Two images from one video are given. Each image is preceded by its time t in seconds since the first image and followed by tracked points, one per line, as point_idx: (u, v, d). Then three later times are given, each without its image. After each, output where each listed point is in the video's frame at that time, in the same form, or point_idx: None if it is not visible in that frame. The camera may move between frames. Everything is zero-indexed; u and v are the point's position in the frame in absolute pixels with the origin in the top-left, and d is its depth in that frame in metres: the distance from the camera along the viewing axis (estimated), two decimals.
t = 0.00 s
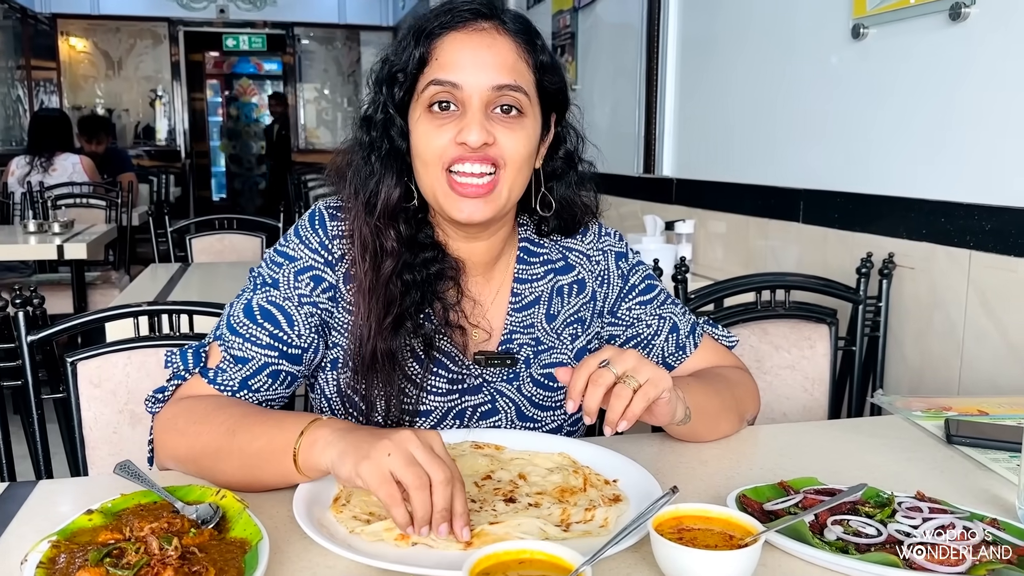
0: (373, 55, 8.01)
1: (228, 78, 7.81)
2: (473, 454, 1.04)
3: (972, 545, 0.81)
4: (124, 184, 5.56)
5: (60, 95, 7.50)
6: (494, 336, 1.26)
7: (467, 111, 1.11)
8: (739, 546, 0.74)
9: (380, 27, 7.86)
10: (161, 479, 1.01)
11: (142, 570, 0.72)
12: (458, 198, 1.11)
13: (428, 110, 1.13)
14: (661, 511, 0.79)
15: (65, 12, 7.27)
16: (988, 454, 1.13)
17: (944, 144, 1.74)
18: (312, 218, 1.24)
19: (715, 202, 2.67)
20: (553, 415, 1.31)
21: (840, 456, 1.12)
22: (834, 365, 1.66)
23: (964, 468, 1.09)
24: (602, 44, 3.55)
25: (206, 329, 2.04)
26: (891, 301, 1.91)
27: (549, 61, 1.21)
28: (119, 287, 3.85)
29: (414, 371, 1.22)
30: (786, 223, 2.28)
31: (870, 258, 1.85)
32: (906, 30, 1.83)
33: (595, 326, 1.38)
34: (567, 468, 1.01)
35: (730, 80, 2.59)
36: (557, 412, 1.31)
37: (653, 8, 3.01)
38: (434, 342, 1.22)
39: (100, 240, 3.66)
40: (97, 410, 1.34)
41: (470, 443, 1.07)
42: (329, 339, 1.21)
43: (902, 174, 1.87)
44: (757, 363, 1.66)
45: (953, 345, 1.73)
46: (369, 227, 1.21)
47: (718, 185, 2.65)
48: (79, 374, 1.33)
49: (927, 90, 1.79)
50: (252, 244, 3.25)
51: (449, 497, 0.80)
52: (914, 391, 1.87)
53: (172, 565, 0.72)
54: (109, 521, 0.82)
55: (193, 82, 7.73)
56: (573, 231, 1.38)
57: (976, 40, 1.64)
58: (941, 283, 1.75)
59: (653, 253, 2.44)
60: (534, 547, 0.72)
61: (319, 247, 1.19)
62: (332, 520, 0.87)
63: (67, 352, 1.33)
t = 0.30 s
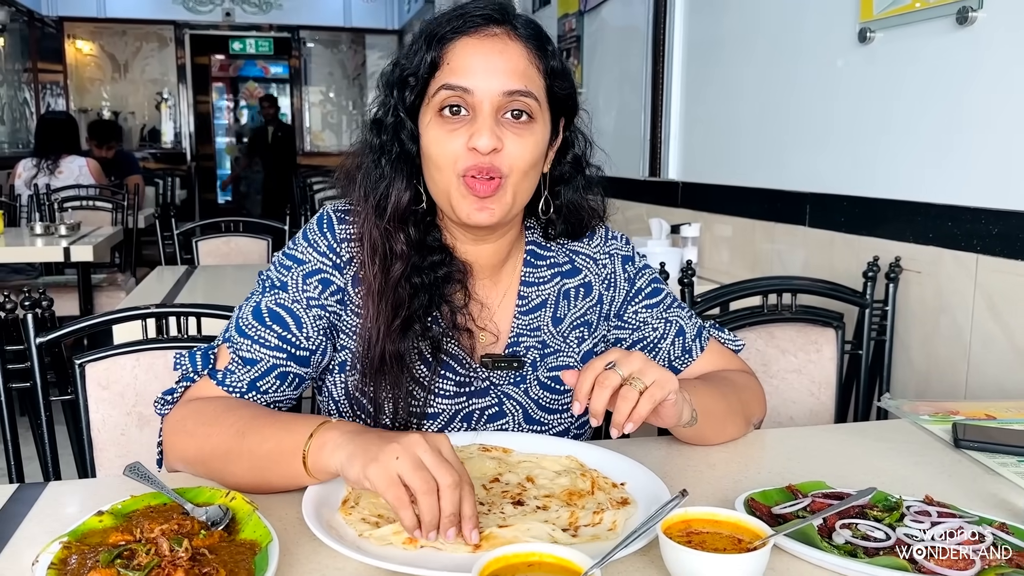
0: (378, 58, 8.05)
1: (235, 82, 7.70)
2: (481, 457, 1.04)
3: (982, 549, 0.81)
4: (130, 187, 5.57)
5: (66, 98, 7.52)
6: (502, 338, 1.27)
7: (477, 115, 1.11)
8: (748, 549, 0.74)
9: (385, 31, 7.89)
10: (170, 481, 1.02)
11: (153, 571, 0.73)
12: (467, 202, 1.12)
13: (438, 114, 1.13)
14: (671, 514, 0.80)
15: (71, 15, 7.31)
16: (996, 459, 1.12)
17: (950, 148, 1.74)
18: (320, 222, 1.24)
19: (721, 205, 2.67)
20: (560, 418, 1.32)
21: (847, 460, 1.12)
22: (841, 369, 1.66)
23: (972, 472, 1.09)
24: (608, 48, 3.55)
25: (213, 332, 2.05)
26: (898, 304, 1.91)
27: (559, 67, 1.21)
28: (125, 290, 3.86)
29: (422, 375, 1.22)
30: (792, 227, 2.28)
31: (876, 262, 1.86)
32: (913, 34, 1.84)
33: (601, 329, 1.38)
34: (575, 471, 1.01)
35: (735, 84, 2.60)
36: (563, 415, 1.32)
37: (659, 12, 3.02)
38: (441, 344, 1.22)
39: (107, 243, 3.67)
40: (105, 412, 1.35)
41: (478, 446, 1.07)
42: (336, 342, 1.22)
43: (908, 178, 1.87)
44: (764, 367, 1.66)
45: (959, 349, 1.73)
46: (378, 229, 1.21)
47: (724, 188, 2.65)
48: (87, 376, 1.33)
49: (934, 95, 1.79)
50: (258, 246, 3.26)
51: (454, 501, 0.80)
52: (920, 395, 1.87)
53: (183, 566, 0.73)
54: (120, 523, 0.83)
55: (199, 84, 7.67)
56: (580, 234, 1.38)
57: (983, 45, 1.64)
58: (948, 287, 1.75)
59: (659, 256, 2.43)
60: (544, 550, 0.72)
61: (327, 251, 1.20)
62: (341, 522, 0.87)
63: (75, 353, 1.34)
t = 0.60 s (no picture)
0: (384, 60, 8.04)
1: (240, 84, 7.86)
2: (487, 459, 1.04)
3: (989, 553, 0.80)
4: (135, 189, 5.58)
5: (72, 100, 7.55)
6: (508, 345, 1.27)
7: (483, 112, 1.12)
8: (755, 553, 0.74)
9: (390, 33, 7.88)
10: (177, 482, 1.02)
11: (162, 572, 0.73)
12: (472, 200, 1.11)
13: (445, 111, 1.14)
14: (677, 517, 0.80)
15: (78, 18, 7.33)
16: (1003, 462, 1.12)
17: (955, 150, 1.74)
18: (323, 232, 1.24)
19: (726, 208, 2.67)
20: (567, 422, 1.32)
21: (853, 463, 1.12)
22: (846, 372, 1.66)
23: (979, 476, 1.08)
24: (613, 51, 3.55)
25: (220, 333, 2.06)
26: (903, 308, 1.91)
27: (565, 69, 1.22)
28: (130, 292, 3.87)
29: (428, 383, 1.23)
30: (798, 230, 2.28)
31: (882, 266, 1.85)
32: (919, 38, 1.83)
33: (608, 333, 1.38)
34: (581, 473, 1.00)
35: (739, 86, 2.61)
36: (571, 419, 1.32)
37: (664, 15, 3.02)
38: (447, 351, 1.22)
39: (112, 245, 3.68)
40: (112, 414, 1.35)
41: (484, 448, 1.07)
42: (339, 351, 1.22)
43: (913, 181, 1.87)
44: (769, 370, 1.66)
45: (965, 353, 1.72)
46: (381, 237, 1.21)
47: (729, 191, 2.65)
48: (94, 378, 1.34)
49: (940, 99, 1.79)
50: (263, 248, 3.26)
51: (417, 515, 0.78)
52: (926, 399, 1.87)
53: (190, 568, 0.73)
54: (127, 524, 0.83)
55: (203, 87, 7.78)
56: (587, 238, 1.38)
57: (989, 48, 1.64)
58: (953, 290, 1.74)
59: (664, 259, 2.43)
60: (550, 553, 0.72)
61: (329, 263, 1.20)
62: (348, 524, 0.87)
63: (82, 355, 1.35)
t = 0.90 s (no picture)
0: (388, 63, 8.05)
1: (246, 86, 7.92)
2: (492, 461, 1.04)
3: (994, 556, 0.80)
4: (140, 191, 5.59)
5: (77, 102, 7.56)
6: (510, 346, 1.27)
7: (483, 121, 1.12)
8: (760, 554, 0.74)
9: (395, 35, 7.84)
10: (183, 483, 1.02)
11: (169, 572, 0.73)
12: (467, 208, 1.12)
13: (446, 118, 1.14)
14: (682, 519, 0.80)
15: (83, 20, 7.35)
16: (1008, 465, 1.12)
17: (960, 153, 1.74)
18: (325, 234, 1.24)
19: (730, 210, 2.67)
20: (571, 425, 1.32)
21: (858, 466, 1.12)
22: (851, 374, 1.66)
23: (984, 479, 1.08)
24: (618, 54, 3.56)
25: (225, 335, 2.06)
26: (908, 310, 1.90)
27: (573, 78, 1.22)
28: (135, 293, 3.87)
29: (430, 385, 1.23)
30: (802, 232, 2.28)
31: (886, 268, 1.85)
32: (923, 40, 1.83)
33: (611, 335, 1.38)
34: (585, 476, 1.00)
35: (743, 88, 2.61)
36: (574, 422, 1.32)
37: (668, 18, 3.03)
38: (448, 352, 1.22)
39: (117, 246, 3.69)
40: (117, 415, 1.35)
41: (488, 450, 1.07)
42: (342, 354, 1.22)
43: (918, 184, 1.86)
44: (774, 372, 1.66)
45: (970, 356, 1.72)
46: (384, 238, 1.21)
47: (734, 194, 2.65)
48: (100, 379, 1.35)
49: (944, 102, 1.79)
50: (268, 250, 3.27)
51: (404, 512, 0.79)
52: (931, 401, 1.86)
53: (197, 568, 0.74)
54: (134, 525, 0.84)
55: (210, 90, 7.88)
56: (590, 241, 1.38)
57: (994, 51, 1.64)
58: (958, 293, 1.74)
59: (668, 261, 2.43)
60: (556, 555, 0.73)
61: (331, 265, 1.20)
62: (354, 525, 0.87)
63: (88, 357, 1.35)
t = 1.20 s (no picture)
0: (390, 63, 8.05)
1: (246, 87, 7.88)
2: (495, 461, 1.04)
3: (999, 557, 0.80)
4: (142, 191, 5.59)
5: (80, 103, 7.58)
6: (512, 346, 1.27)
7: (490, 127, 1.12)
8: (764, 555, 0.74)
9: (397, 36, 7.86)
10: (187, 483, 1.02)
11: (172, 572, 0.73)
12: (472, 214, 1.12)
13: (453, 121, 1.14)
14: (686, 519, 0.80)
15: (86, 21, 7.37)
16: (1012, 466, 1.12)
17: (964, 153, 1.74)
18: (329, 234, 1.24)
19: (733, 211, 2.67)
20: (573, 425, 1.32)
21: (862, 466, 1.11)
22: (854, 375, 1.65)
23: (988, 480, 1.08)
24: (620, 55, 3.56)
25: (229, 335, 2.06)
26: (911, 311, 1.90)
27: (583, 86, 1.21)
28: (137, 294, 3.87)
29: (433, 385, 1.23)
30: (805, 232, 2.27)
31: (890, 268, 1.85)
32: (926, 41, 1.83)
33: (614, 335, 1.38)
34: (589, 476, 1.00)
35: (746, 89, 2.61)
36: (577, 422, 1.32)
37: (671, 18, 3.03)
38: (452, 352, 1.22)
39: (120, 247, 3.69)
40: (120, 415, 1.35)
41: (492, 450, 1.07)
42: (346, 353, 1.22)
43: (921, 184, 1.86)
44: (777, 372, 1.66)
45: (974, 356, 1.72)
46: (388, 238, 1.21)
47: (737, 194, 2.65)
48: (103, 379, 1.35)
49: (948, 102, 1.78)
50: (271, 251, 3.27)
51: (410, 511, 0.79)
52: (934, 402, 1.86)
53: (201, 568, 0.74)
54: (138, 524, 0.84)
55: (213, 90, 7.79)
56: (594, 242, 1.38)
57: (997, 51, 1.64)
58: (962, 293, 1.74)
59: (671, 261, 2.43)
60: (559, 554, 0.73)
61: (335, 265, 1.20)
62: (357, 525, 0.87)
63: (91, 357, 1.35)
